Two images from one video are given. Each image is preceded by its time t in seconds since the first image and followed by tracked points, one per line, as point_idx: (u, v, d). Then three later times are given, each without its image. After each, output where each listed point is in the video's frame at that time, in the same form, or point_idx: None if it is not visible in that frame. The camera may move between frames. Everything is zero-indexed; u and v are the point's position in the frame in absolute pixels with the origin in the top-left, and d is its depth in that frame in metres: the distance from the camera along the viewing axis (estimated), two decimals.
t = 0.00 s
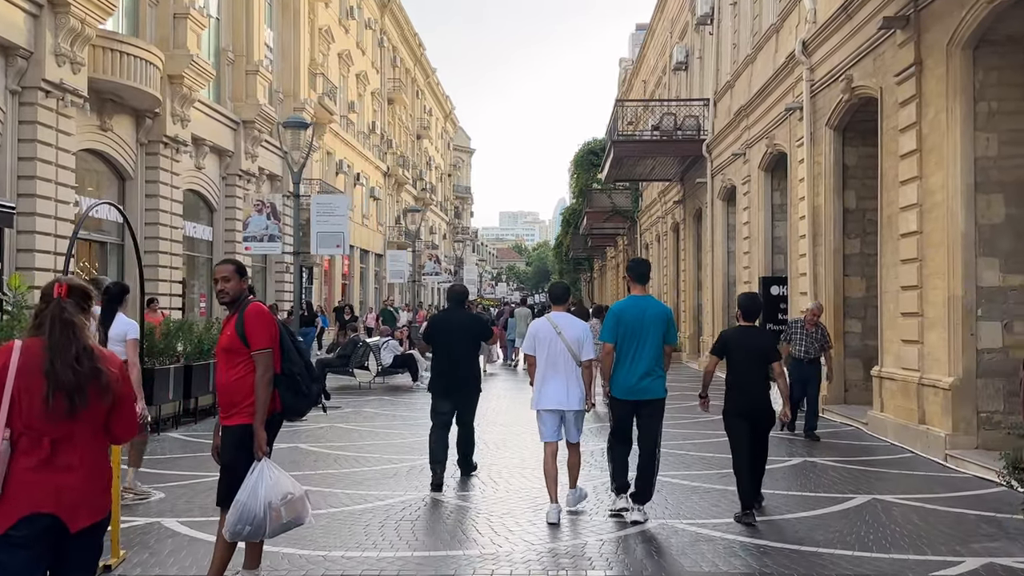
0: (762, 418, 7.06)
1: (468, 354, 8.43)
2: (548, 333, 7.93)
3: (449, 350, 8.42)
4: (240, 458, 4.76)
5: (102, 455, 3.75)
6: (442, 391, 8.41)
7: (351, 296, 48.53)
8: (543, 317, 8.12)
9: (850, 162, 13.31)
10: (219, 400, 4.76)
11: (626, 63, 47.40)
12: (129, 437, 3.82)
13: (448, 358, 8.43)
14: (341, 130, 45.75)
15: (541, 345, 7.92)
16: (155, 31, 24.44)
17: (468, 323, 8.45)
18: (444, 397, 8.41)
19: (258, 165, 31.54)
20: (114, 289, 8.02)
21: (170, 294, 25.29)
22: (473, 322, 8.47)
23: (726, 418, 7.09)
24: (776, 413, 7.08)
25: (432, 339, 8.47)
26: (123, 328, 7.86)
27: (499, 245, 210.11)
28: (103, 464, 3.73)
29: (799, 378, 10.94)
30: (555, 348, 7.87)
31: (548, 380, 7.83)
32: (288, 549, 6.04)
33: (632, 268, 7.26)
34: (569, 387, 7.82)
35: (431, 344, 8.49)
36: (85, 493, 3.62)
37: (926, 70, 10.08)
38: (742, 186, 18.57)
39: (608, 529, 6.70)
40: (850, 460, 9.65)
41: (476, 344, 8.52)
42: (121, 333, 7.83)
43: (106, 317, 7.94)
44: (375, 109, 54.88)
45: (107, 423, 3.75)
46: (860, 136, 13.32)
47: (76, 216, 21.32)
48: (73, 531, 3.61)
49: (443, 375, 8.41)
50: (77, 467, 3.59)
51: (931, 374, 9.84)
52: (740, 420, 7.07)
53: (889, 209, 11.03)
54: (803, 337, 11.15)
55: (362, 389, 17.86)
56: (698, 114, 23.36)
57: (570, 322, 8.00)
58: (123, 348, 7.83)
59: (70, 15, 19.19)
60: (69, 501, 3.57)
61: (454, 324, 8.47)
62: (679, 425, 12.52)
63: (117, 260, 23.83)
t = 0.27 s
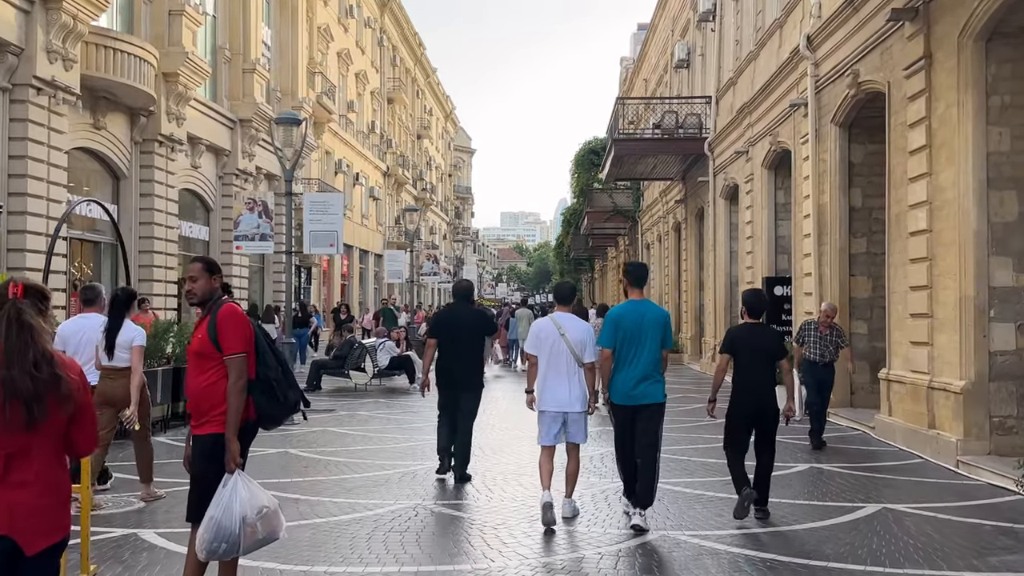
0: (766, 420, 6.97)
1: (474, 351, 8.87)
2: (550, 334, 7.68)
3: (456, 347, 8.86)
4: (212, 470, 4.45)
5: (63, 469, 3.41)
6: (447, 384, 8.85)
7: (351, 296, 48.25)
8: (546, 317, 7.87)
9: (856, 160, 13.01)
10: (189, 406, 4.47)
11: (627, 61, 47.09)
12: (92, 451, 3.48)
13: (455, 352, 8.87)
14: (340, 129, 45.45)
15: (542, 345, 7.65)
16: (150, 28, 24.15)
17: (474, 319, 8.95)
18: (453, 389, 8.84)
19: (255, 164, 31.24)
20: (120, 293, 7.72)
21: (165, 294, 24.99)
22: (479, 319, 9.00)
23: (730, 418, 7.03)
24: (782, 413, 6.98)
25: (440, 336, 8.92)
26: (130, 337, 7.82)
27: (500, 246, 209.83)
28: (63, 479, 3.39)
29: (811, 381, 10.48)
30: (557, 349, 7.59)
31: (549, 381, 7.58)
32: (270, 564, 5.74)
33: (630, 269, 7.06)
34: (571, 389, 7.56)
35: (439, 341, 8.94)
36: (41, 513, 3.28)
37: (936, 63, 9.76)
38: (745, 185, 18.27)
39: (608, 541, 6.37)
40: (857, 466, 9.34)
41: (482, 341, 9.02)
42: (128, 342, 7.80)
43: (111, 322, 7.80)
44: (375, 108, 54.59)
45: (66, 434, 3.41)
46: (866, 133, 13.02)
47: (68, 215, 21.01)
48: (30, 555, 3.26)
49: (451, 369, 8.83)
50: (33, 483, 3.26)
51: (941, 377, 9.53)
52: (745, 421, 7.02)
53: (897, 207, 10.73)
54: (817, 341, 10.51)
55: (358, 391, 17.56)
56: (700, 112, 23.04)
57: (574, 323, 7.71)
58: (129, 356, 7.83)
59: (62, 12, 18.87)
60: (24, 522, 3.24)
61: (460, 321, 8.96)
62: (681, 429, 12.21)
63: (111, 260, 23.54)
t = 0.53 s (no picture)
0: (765, 416, 6.90)
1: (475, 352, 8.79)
2: (548, 329, 7.36)
3: (457, 352, 8.77)
4: (175, 476, 4.18)
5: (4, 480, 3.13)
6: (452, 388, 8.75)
7: (349, 296, 47.89)
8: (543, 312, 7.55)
9: (861, 155, 12.70)
10: (150, 409, 4.20)
11: (627, 59, 46.76)
12: (35, 459, 3.19)
13: (456, 355, 8.77)
14: (339, 128, 45.11)
15: (541, 341, 7.32)
16: (144, 24, 23.85)
17: (473, 320, 8.81)
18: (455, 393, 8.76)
19: (251, 162, 30.92)
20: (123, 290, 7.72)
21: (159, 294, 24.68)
22: (477, 320, 8.86)
23: (729, 418, 7.06)
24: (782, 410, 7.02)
25: (439, 338, 8.79)
26: (136, 331, 7.65)
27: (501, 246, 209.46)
28: (5, 488, 3.10)
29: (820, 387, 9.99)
30: (556, 346, 7.30)
31: (546, 378, 7.29)
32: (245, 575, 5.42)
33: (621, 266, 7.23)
34: (569, 385, 7.24)
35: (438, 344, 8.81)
36: None
37: (944, 51, 9.45)
38: (746, 182, 17.94)
39: (603, 551, 6.05)
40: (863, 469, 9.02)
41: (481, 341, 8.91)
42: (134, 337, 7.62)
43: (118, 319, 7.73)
44: (374, 106, 54.26)
45: (11, 440, 3.14)
46: (870, 127, 12.73)
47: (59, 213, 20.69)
48: None
49: (454, 372, 8.75)
50: None
51: (950, 376, 9.23)
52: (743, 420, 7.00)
53: (903, 202, 10.42)
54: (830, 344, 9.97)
55: (352, 392, 17.25)
56: (701, 108, 22.69)
57: (573, 319, 7.39)
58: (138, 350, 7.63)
59: (52, 6, 18.55)
60: None
61: (458, 323, 8.81)
62: (681, 430, 11.89)
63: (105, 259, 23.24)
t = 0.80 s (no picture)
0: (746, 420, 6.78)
1: (471, 351, 8.98)
2: (535, 336, 7.29)
3: (451, 350, 8.96)
4: (123, 492, 3.89)
5: None
6: (448, 387, 8.90)
7: (347, 296, 47.55)
8: (530, 320, 7.49)
9: (864, 152, 12.38)
10: (98, 418, 3.89)
11: (627, 58, 46.42)
12: None
13: (453, 354, 8.96)
14: (337, 127, 44.78)
15: (528, 348, 7.24)
16: (136, 20, 23.54)
17: (469, 320, 9.01)
18: (452, 391, 8.91)
19: (247, 161, 30.59)
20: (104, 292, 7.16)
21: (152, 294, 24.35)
22: (472, 319, 9.04)
23: (714, 425, 6.91)
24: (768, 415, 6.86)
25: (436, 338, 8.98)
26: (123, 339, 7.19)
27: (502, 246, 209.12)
28: None
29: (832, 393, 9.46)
30: (542, 352, 7.22)
31: (536, 385, 7.20)
32: None
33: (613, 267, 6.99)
34: (559, 392, 7.14)
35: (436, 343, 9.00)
36: None
37: (952, 42, 9.11)
38: (747, 180, 17.62)
39: (596, 569, 5.70)
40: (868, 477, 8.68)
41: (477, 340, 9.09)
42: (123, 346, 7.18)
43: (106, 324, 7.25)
44: (373, 106, 53.93)
45: None
46: (874, 123, 12.40)
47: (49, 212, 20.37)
48: None
49: (450, 371, 8.92)
50: None
51: (957, 381, 8.90)
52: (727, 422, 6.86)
53: (909, 200, 10.09)
54: (844, 344, 9.42)
55: (346, 394, 16.92)
56: (701, 106, 22.35)
57: (559, 323, 7.30)
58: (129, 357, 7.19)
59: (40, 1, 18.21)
60: None
61: (454, 322, 9.01)
62: (680, 435, 11.56)
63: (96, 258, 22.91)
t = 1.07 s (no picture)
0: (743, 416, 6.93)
1: (477, 354, 8.95)
2: (523, 333, 7.65)
3: (456, 354, 8.92)
4: (66, 502, 3.62)
5: None
6: (449, 388, 8.90)
7: (346, 296, 47.22)
8: (518, 317, 7.83)
9: (870, 146, 12.05)
10: (43, 426, 3.61)
11: (628, 56, 46.06)
12: None
13: (457, 356, 8.93)
14: (335, 125, 44.45)
15: (518, 344, 7.62)
16: (129, 15, 23.23)
17: (477, 322, 8.93)
18: (454, 391, 8.92)
19: (243, 159, 30.26)
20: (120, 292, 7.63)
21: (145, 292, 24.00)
22: (480, 323, 8.97)
23: (709, 419, 6.92)
24: (759, 410, 6.95)
25: (443, 339, 8.93)
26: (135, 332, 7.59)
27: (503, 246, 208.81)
28: None
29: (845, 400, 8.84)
30: (531, 348, 7.59)
31: (525, 380, 7.56)
32: None
33: (612, 265, 6.86)
34: (547, 386, 7.54)
35: (441, 344, 8.97)
36: None
37: (962, 30, 8.77)
38: (749, 177, 17.27)
39: None
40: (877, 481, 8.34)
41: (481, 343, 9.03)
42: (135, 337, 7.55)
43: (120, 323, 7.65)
44: (372, 104, 53.60)
45: None
46: (879, 117, 12.09)
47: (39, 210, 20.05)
48: None
49: (454, 373, 8.91)
50: None
51: (969, 382, 8.57)
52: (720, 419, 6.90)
53: (917, 195, 9.77)
54: (862, 348, 8.71)
55: (340, 395, 16.59)
56: (702, 103, 22.01)
57: (548, 321, 7.68)
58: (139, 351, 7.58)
59: None
60: None
61: (461, 323, 8.95)
62: (680, 437, 11.22)
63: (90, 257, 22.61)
